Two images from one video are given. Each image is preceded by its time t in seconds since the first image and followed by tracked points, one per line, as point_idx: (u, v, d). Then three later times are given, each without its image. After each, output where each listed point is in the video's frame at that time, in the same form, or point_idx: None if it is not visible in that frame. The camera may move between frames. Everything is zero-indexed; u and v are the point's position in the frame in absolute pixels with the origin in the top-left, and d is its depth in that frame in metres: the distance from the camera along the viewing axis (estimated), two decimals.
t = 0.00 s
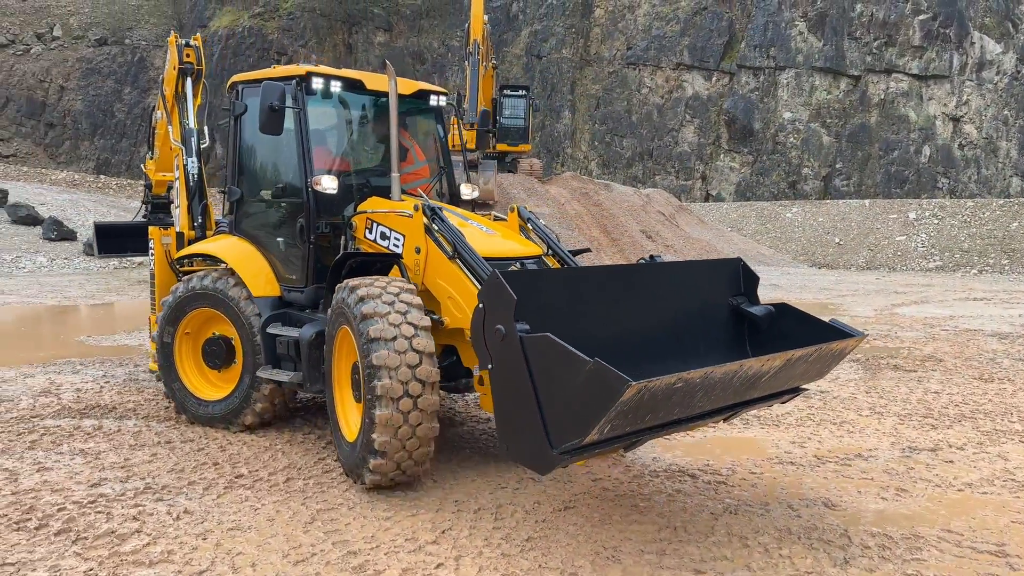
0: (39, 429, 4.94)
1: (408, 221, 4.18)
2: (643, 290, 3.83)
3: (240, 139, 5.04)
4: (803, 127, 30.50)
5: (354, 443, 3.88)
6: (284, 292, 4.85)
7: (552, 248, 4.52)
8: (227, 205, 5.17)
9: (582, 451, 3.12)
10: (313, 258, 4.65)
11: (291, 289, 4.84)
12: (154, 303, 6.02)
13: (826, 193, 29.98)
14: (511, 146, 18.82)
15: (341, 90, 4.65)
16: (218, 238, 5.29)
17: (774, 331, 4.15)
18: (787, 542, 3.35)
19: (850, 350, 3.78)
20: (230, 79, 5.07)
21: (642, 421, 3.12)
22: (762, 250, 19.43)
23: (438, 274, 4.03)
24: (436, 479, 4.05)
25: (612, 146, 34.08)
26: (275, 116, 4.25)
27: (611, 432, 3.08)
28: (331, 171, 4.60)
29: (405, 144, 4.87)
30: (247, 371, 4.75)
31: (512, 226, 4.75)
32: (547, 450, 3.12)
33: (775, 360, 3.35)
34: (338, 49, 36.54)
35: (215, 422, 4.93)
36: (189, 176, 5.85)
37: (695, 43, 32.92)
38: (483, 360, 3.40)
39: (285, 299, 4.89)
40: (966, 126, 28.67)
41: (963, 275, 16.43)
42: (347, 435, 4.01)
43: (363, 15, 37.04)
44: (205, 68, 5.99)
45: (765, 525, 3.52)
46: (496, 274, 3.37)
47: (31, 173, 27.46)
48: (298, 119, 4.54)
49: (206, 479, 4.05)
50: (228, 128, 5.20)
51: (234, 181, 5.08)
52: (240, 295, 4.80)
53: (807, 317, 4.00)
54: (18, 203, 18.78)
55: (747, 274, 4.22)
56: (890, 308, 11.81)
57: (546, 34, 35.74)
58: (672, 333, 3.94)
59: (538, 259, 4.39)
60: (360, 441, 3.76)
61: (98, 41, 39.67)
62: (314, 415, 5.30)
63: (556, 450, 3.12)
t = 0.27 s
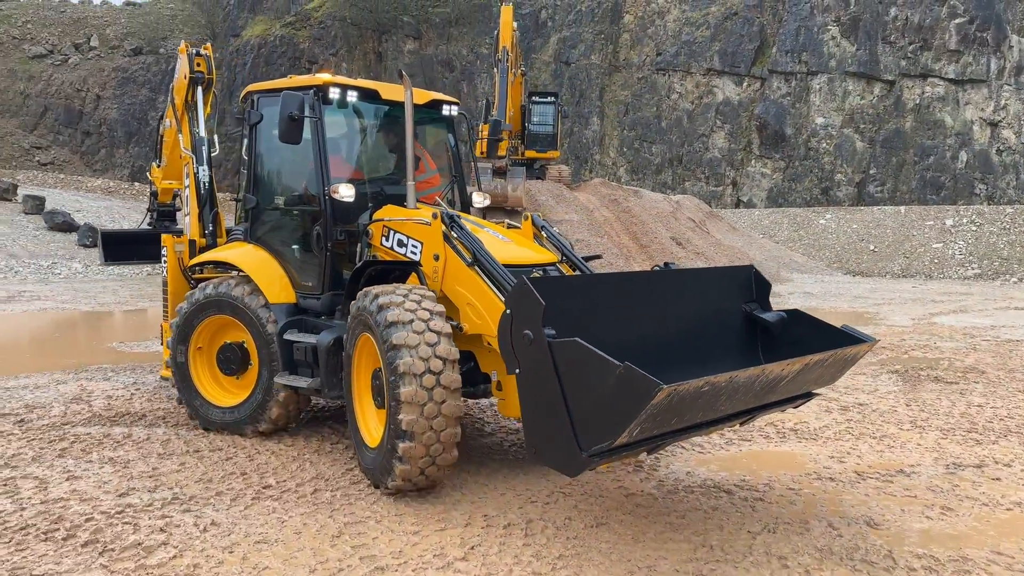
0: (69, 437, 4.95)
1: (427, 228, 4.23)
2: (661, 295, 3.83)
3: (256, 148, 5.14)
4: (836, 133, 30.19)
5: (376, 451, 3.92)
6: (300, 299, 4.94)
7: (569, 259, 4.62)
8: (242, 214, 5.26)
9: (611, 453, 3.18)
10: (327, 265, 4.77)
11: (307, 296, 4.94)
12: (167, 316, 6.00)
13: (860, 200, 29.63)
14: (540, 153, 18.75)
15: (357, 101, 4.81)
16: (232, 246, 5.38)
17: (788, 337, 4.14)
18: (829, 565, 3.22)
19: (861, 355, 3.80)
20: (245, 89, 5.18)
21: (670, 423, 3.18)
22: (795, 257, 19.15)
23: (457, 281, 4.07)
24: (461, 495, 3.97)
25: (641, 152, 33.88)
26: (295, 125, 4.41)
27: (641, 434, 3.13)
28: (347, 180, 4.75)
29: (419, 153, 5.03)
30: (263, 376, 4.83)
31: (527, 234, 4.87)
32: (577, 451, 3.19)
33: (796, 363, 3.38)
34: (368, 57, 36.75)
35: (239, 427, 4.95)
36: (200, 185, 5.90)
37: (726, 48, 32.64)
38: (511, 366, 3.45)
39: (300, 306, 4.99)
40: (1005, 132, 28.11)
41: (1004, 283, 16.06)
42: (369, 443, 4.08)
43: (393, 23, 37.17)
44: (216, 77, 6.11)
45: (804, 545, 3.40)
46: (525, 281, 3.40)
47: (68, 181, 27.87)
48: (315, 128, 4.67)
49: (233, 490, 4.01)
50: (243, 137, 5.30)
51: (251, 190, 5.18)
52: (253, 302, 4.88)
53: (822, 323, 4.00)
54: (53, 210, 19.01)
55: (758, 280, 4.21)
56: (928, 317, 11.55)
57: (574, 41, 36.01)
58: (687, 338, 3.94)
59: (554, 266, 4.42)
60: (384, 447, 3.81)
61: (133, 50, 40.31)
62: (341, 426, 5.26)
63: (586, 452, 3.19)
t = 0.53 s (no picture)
0: (101, 443, 4.95)
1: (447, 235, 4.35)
2: (683, 299, 3.99)
3: (273, 155, 5.21)
4: (866, 138, 29.85)
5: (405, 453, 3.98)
6: (318, 304, 5.02)
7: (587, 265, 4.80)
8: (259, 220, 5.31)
9: (646, 454, 3.30)
10: (346, 271, 4.87)
11: (324, 301, 5.02)
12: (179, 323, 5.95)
13: (890, 206, 29.31)
14: (566, 159, 18.66)
15: (375, 108, 4.90)
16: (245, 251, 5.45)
17: (802, 340, 4.31)
18: None
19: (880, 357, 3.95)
20: (261, 96, 5.24)
21: (703, 425, 3.29)
22: (825, 264, 18.86)
23: (479, 286, 4.19)
24: (493, 510, 3.85)
25: (667, 158, 33.64)
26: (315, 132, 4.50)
27: (677, 436, 3.25)
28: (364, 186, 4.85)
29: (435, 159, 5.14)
30: (281, 378, 4.88)
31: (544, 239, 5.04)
32: (613, 454, 3.30)
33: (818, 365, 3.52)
34: (394, 65, 36.88)
35: (269, 424, 4.95)
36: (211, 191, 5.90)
37: (754, 53, 32.45)
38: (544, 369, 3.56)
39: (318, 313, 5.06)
40: None
41: None
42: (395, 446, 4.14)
43: (419, 31, 37.22)
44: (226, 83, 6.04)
45: (851, 564, 3.27)
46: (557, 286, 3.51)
47: (99, 188, 28.21)
48: (334, 135, 4.74)
49: (265, 499, 3.97)
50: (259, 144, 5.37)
51: (268, 196, 5.25)
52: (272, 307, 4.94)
53: (838, 325, 4.16)
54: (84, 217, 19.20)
55: (773, 285, 4.38)
56: (965, 325, 11.29)
57: (601, 46, 35.67)
58: (705, 339, 4.09)
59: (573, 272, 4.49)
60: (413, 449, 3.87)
61: (163, 59, 40.81)
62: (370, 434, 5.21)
63: (621, 454, 3.30)
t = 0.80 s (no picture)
0: (132, 450, 4.91)
1: (468, 240, 4.51)
2: (709, 303, 4.11)
3: (291, 161, 5.32)
4: (891, 142, 29.56)
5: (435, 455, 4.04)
6: (335, 309, 5.12)
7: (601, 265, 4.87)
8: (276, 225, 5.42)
9: (684, 457, 3.40)
10: (364, 275, 4.98)
11: (342, 306, 5.13)
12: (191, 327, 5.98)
13: (916, 211, 28.99)
14: (589, 164, 18.55)
15: (393, 114, 5.06)
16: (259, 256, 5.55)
17: (819, 343, 4.42)
18: None
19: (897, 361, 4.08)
20: (277, 101, 5.35)
21: (739, 429, 3.41)
22: (852, 270, 18.60)
23: (502, 289, 4.35)
24: (529, 521, 3.75)
25: (688, 164, 33.47)
26: (338, 137, 4.65)
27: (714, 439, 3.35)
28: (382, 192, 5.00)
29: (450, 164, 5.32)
30: (300, 380, 4.95)
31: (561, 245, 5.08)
32: (652, 456, 3.39)
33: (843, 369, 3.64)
34: (415, 72, 36.93)
35: (291, 426, 4.97)
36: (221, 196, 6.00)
37: (776, 57, 32.25)
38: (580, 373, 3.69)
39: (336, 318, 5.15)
40: None
41: None
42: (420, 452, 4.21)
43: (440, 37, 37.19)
44: (234, 88, 6.11)
45: None
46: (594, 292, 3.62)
47: (124, 194, 28.40)
48: (353, 142, 4.89)
49: (298, 508, 3.91)
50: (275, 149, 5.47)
51: (284, 201, 5.35)
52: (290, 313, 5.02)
53: (856, 330, 4.28)
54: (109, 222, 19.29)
55: (791, 289, 4.55)
56: (999, 333, 11.05)
57: (621, 52, 35.60)
58: (727, 342, 4.20)
59: (593, 275, 4.62)
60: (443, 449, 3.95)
61: (187, 67, 41.17)
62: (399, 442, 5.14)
63: (659, 457, 3.41)
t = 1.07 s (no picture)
0: (158, 456, 4.88)
1: (487, 244, 4.47)
2: (726, 307, 4.02)
3: (304, 164, 5.29)
4: (910, 146, 29.38)
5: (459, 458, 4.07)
6: (350, 313, 5.09)
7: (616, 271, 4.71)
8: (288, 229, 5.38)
9: (719, 461, 3.39)
10: (380, 280, 4.97)
11: (356, 310, 5.09)
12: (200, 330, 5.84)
13: (936, 215, 28.80)
14: (607, 167, 18.48)
15: (408, 119, 5.06)
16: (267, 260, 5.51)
17: (831, 347, 4.35)
18: None
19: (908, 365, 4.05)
20: (289, 104, 5.31)
21: (773, 432, 3.41)
22: (873, 274, 18.43)
23: (521, 294, 4.31)
24: (564, 531, 3.67)
25: (705, 167, 33.32)
26: (356, 142, 4.62)
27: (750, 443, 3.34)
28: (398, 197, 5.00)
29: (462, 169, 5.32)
30: (315, 384, 4.93)
31: (575, 250, 5.04)
32: (688, 460, 3.39)
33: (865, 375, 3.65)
34: (431, 76, 36.96)
35: (307, 427, 4.94)
36: (227, 199, 5.92)
37: (793, 60, 32.07)
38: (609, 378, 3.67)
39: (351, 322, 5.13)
40: None
41: None
42: (448, 454, 4.20)
43: (456, 41, 37.15)
44: (239, 89, 6.06)
45: None
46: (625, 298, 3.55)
47: (142, 199, 28.54)
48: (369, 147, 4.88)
49: (328, 516, 3.86)
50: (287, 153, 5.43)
51: (298, 205, 5.32)
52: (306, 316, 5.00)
53: (865, 333, 4.21)
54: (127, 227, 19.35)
55: (802, 294, 4.45)
56: None
57: (637, 55, 35.32)
58: (740, 346, 4.12)
59: (610, 279, 4.64)
60: (469, 452, 3.97)
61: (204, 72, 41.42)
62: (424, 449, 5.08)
63: (696, 462, 3.39)
